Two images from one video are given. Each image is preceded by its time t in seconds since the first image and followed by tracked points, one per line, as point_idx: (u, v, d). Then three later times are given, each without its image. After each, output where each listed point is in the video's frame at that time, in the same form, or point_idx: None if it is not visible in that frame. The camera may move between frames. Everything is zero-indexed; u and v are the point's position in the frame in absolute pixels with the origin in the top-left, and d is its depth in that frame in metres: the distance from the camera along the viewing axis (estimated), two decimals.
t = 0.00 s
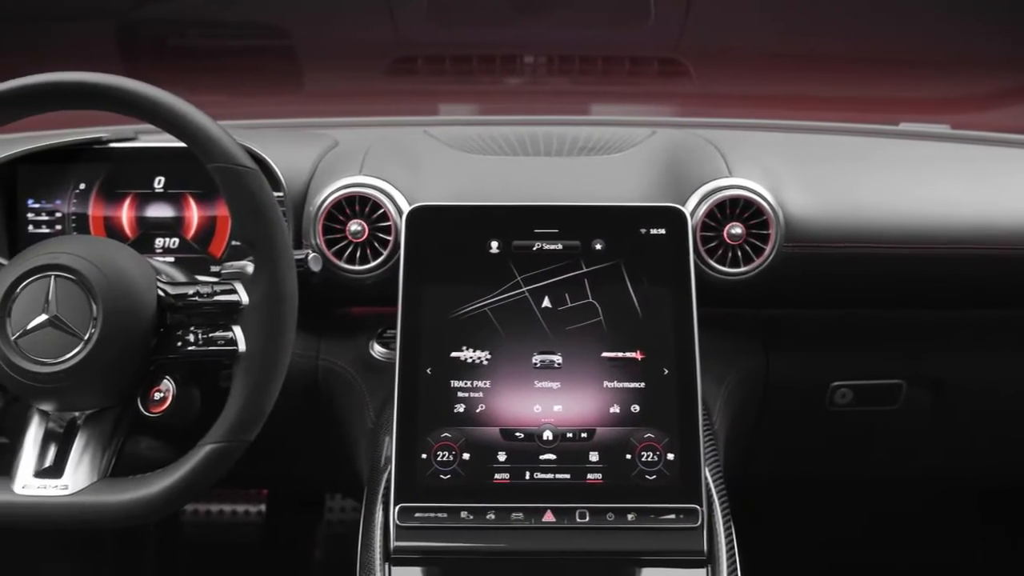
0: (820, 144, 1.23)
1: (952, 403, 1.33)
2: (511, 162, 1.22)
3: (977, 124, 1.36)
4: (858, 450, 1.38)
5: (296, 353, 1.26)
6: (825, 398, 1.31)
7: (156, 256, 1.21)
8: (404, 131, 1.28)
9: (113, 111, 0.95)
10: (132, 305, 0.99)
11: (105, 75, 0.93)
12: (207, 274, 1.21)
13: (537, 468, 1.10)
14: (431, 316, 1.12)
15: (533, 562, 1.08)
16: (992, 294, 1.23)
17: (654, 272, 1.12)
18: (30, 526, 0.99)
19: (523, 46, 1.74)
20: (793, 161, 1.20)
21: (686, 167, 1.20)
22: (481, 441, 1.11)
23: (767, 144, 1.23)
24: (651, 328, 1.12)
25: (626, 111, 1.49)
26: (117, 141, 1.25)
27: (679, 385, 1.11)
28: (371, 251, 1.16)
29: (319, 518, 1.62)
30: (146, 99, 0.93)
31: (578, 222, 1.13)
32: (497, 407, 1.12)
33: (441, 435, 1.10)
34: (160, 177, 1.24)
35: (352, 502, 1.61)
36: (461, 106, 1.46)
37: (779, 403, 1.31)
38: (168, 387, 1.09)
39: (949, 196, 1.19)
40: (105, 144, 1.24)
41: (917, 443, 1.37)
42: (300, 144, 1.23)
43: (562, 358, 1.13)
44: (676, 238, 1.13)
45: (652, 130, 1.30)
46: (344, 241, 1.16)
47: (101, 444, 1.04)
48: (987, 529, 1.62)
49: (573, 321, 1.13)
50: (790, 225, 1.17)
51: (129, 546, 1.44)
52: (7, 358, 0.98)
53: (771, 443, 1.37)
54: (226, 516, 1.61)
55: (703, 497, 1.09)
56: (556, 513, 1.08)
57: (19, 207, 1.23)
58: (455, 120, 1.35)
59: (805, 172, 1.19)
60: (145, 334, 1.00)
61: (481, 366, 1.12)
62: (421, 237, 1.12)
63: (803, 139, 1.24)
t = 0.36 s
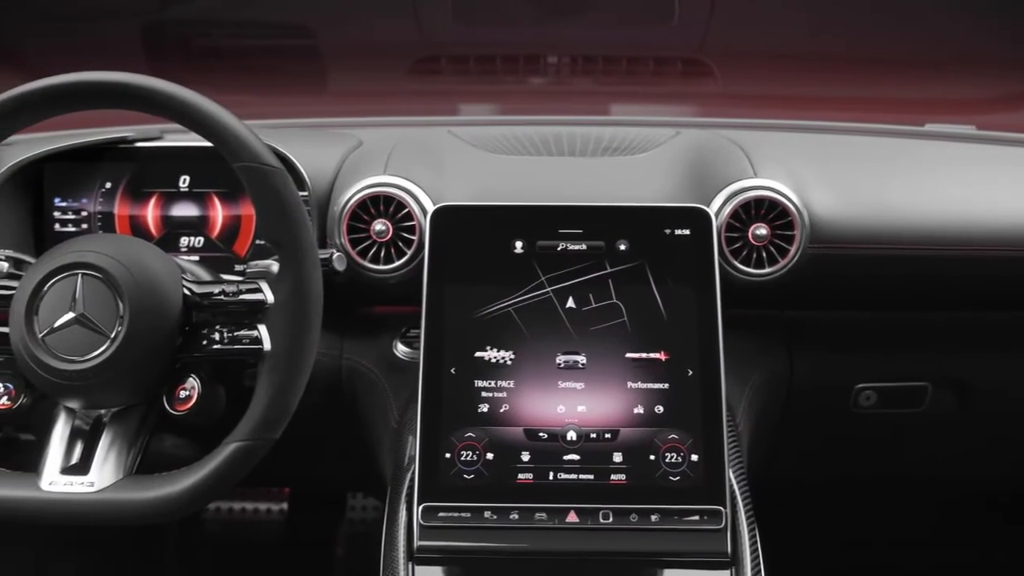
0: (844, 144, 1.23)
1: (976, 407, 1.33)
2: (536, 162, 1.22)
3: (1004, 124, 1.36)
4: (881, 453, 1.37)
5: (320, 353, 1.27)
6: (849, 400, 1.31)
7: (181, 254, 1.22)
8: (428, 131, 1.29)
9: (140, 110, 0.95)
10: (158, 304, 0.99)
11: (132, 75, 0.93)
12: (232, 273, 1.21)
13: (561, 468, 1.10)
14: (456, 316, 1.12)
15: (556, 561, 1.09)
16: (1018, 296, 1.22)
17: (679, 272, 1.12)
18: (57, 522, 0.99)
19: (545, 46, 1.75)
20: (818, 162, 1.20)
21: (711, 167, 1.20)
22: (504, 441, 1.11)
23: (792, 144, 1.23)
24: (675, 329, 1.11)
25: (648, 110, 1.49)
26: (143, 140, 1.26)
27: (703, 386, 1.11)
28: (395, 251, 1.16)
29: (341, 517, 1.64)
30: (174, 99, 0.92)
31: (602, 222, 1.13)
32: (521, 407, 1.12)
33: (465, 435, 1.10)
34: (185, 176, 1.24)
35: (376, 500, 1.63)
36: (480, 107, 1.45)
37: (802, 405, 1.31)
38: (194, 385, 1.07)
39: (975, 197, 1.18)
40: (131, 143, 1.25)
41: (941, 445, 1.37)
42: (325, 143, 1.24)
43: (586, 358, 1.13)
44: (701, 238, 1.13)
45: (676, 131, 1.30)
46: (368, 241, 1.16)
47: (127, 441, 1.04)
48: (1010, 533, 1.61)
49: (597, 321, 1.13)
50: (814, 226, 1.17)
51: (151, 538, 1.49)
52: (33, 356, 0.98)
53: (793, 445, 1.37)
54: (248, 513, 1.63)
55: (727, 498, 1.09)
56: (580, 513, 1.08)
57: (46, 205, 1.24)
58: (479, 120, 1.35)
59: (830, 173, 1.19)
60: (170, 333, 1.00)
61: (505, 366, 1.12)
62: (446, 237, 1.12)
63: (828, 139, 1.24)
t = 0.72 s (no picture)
0: (870, 145, 1.23)
1: (1002, 409, 1.32)
2: (560, 162, 1.22)
3: None
4: (905, 455, 1.37)
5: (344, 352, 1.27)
6: (873, 401, 1.30)
7: (205, 254, 1.22)
8: (453, 130, 1.29)
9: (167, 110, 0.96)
10: (184, 303, 0.99)
11: (159, 75, 0.94)
12: (256, 272, 1.22)
13: (584, 469, 1.10)
14: (479, 315, 1.12)
15: (578, 561, 1.09)
16: None
17: (703, 274, 1.12)
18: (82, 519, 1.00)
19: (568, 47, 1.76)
20: (844, 163, 1.20)
21: (736, 168, 1.19)
22: (528, 440, 1.11)
23: (817, 145, 1.23)
24: (699, 329, 1.11)
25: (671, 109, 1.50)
26: (168, 139, 1.26)
27: (727, 388, 1.11)
28: (419, 251, 1.16)
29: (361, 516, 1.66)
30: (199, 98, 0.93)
31: (626, 222, 1.12)
32: (545, 407, 1.12)
33: (488, 434, 1.10)
34: (210, 175, 1.25)
35: (396, 499, 1.66)
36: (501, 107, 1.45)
37: (825, 406, 1.30)
38: (219, 384, 1.06)
39: (1002, 199, 1.18)
40: (156, 142, 1.26)
41: (966, 448, 1.36)
42: (350, 143, 1.24)
43: (610, 358, 1.12)
44: (725, 239, 1.12)
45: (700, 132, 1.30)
46: (393, 241, 1.16)
47: (152, 439, 1.04)
48: None
49: (621, 321, 1.12)
50: (840, 227, 1.17)
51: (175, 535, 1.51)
52: (59, 353, 0.99)
53: (817, 447, 1.36)
54: (270, 511, 1.66)
55: (750, 500, 1.08)
56: (603, 514, 1.08)
57: (72, 205, 1.26)
58: (500, 119, 1.36)
59: (856, 174, 1.19)
60: (195, 332, 1.01)
61: (529, 365, 1.12)
62: (470, 237, 1.12)
63: (853, 140, 1.24)
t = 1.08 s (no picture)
0: (893, 147, 1.23)
1: None
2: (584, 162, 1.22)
3: None
4: (928, 458, 1.36)
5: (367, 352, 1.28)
6: (898, 404, 1.30)
7: (229, 252, 1.23)
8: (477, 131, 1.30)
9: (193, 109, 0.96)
10: (208, 302, 1.00)
11: (186, 74, 0.94)
12: (280, 271, 1.22)
13: (607, 469, 1.10)
14: (503, 315, 1.12)
15: (600, 562, 1.08)
16: None
17: (727, 275, 1.12)
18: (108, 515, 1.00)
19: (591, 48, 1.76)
20: (868, 165, 1.20)
21: (760, 168, 1.19)
22: (551, 440, 1.11)
23: (841, 147, 1.23)
24: (723, 330, 1.11)
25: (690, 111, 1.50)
26: (192, 138, 1.27)
27: (751, 390, 1.10)
28: (442, 250, 1.17)
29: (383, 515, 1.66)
30: (225, 98, 0.93)
31: (650, 222, 1.12)
32: (568, 407, 1.12)
33: (511, 434, 1.10)
34: (234, 174, 1.26)
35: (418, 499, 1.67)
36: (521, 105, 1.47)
37: (849, 409, 1.30)
38: (243, 381, 1.08)
39: None
40: (180, 140, 1.26)
41: (991, 452, 1.35)
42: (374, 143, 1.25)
43: (633, 359, 1.12)
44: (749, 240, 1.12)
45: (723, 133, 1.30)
46: (416, 241, 1.17)
47: (177, 437, 1.05)
48: None
49: (644, 321, 1.12)
50: (865, 229, 1.16)
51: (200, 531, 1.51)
52: (86, 350, 0.99)
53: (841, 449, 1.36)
54: (292, 510, 1.66)
55: (774, 501, 1.08)
56: (626, 515, 1.08)
57: (98, 203, 1.26)
58: (518, 120, 1.37)
59: (880, 176, 1.19)
60: (220, 330, 1.01)
61: (552, 366, 1.12)
62: (494, 237, 1.12)
63: (877, 142, 1.24)
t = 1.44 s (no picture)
0: (918, 149, 1.23)
1: None
2: (608, 162, 1.23)
3: None
4: (952, 460, 1.35)
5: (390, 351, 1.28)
6: (922, 407, 1.29)
7: (253, 252, 1.24)
8: (501, 131, 1.30)
9: (218, 109, 0.96)
10: (234, 301, 1.00)
11: (210, 73, 0.94)
12: (303, 271, 1.22)
13: (631, 470, 1.10)
14: (526, 315, 1.12)
15: (624, 562, 1.08)
16: None
17: (751, 276, 1.11)
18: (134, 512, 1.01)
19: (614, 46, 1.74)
20: (892, 166, 1.20)
21: (785, 169, 1.19)
22: (574, 440, 1.11)
23: (865, 148, 1.23)
24: (747, 332, 1.11)
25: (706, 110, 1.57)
26: (216, 138, 1.27)
27: (775, 391, 1.10)
28: (466, 250, 1.17)
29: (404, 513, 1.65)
30: (249, 97, 0.93)
31: (674, 223, 1.12)
32: (592, 408, 1.12)
33: (534, 434, 1.10)
34: (259, 174, 1.26)
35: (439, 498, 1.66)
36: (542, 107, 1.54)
37: (874, 410, 1.29)
38: (268, 380, 1.07)
39: None
40: (205, 140, 1.26)
41: (1017, 455, 1.34)
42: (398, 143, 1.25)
43: (657, 359, 1.12)
44: (774, 240, 1.12)
45: (748, 133, 1.30)
46: (440, 240, 1.17)
47: (202, 434, 1.04)
48: None
49: (668, 322, 1.12)
50: (889, 230, 1.16)
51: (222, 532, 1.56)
52: (111, 348, 0.99)
53: (863, 450, 1.35)
54: (313, 508, 1.64)
55: (798, 503, 1.07)
56: (649, 516, 1.08)
57: (123, 203, 1.27)
58: (538, 120, 1.38)
59: (905, 177, 1.19)
60: (244, 330, 1.01)
61: (576, 366, 1.12)
62: (518, 237, 1.12)
63: (901, 144, 1.24)
